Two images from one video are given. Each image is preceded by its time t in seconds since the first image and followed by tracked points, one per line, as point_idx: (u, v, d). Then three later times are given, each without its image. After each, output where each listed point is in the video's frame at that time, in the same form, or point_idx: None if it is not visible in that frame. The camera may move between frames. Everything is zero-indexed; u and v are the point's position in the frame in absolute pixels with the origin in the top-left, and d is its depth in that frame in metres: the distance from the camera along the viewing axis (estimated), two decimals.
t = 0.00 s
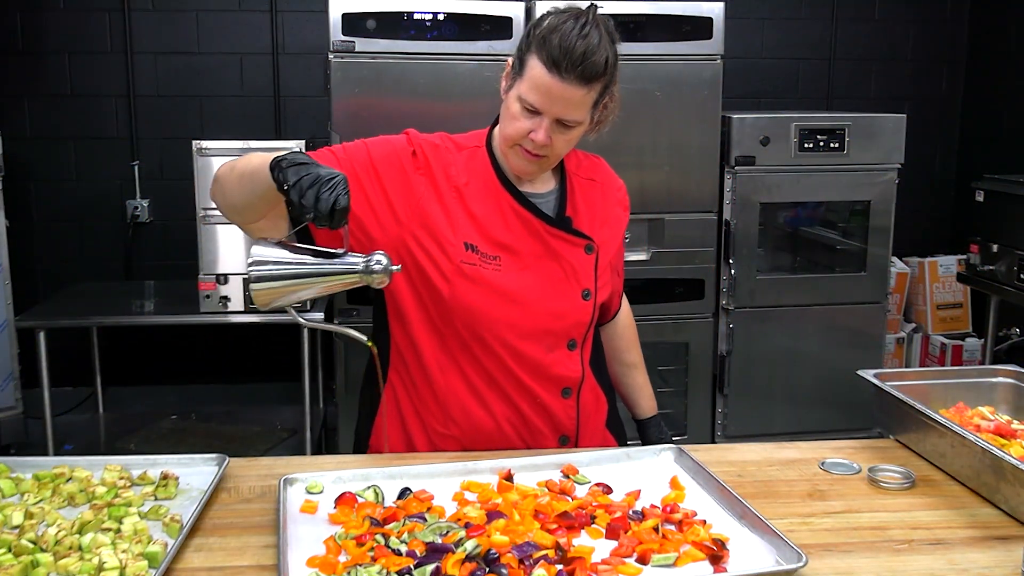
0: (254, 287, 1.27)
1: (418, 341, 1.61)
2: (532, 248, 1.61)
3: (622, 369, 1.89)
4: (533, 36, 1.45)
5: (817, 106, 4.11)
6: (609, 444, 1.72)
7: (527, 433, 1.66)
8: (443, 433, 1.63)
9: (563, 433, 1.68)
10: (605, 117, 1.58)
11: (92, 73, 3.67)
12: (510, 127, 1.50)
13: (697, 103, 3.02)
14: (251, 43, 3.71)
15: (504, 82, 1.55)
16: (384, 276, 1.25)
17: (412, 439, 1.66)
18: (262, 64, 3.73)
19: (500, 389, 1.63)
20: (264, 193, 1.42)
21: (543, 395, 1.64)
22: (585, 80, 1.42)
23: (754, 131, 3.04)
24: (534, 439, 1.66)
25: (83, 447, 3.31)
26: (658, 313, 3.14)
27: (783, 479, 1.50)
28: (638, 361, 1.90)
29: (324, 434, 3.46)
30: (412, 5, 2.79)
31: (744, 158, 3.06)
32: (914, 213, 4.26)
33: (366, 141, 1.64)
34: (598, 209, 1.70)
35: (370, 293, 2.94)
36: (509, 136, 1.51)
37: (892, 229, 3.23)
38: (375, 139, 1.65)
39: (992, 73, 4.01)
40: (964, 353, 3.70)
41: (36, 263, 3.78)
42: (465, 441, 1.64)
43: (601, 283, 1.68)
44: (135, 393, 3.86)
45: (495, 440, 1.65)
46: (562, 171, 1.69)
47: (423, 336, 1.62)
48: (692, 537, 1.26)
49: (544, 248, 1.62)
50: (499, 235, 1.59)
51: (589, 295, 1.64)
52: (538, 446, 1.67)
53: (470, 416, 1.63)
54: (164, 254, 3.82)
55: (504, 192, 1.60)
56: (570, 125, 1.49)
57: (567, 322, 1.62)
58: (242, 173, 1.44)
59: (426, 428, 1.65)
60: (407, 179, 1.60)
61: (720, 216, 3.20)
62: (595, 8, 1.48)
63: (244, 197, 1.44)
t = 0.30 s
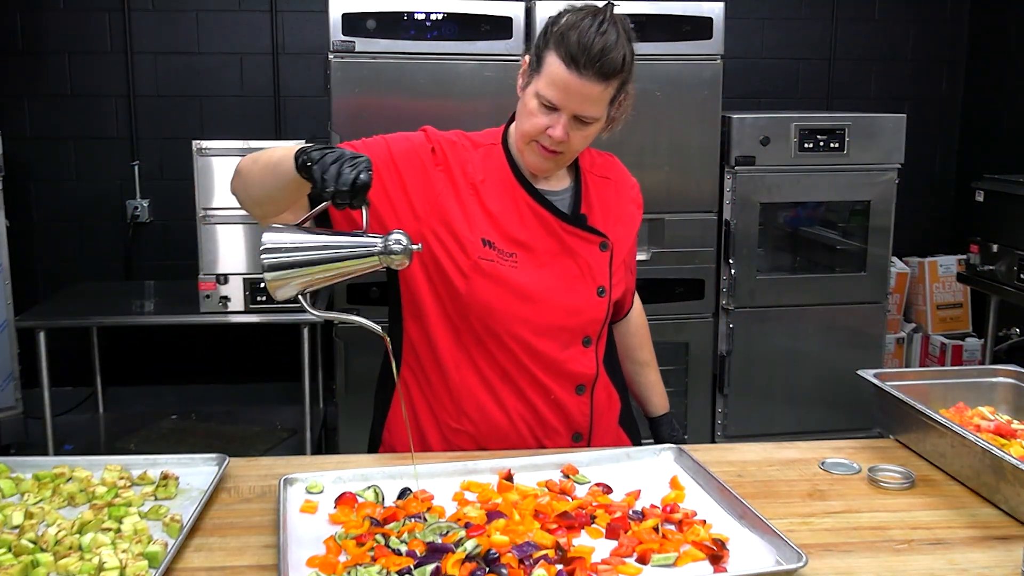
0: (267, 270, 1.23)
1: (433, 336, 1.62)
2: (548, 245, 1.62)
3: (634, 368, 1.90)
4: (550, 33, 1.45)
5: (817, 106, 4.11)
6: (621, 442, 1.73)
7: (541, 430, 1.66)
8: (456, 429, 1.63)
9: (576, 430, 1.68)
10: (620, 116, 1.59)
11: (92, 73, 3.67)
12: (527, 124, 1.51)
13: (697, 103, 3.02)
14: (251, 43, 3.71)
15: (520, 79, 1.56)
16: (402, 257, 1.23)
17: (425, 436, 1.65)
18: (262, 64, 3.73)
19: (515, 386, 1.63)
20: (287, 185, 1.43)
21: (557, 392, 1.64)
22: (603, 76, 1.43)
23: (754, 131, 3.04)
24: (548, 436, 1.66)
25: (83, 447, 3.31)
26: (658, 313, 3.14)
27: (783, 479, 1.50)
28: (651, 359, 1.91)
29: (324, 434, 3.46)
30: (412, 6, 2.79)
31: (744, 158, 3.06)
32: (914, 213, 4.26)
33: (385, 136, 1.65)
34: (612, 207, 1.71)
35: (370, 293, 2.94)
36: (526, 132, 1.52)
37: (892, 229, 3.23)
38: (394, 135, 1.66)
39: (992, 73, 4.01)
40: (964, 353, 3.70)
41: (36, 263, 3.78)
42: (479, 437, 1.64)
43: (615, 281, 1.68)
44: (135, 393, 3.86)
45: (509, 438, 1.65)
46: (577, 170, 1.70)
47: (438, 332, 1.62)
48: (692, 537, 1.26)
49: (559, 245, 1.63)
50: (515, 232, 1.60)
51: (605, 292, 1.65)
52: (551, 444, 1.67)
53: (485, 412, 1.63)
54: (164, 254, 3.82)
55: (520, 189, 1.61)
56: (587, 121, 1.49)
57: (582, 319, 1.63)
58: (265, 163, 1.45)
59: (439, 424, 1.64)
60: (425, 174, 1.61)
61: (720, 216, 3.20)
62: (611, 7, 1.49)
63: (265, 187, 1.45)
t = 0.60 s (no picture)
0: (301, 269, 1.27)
1: (455, 332, 1.61)
2: (569, 242, 1.62)
3: (647, 366, 1.91)
4: (577, 34, 1.45)
5: (817, 106, 4.11)
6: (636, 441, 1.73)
7: (559, 428, 1.66)
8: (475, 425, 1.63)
9: (594, 427, 1.68)
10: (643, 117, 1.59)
11: (93, 73, 3.67)
12: (551, 124, 1.51)
13: (697, 103, 3.02)
14: (251, 43, 3.71)
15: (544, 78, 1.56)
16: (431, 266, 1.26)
17: (444, 432, 1.64)
18: (262, 64, 3.73)
19: (536, 383, 1.63)
20: (315, 181, 1.46)
21: (577, 389, 1.64)
22: (630, 78, 1.43)
23: (754, 131, 3.04)
24: (567, 435, 1.66)
25: (83, 447, 3.31)
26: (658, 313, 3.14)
27: (783, 479, 1.50)
28: (664, 358, 1.91)
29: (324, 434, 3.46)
30: (412, 5, 2.79)
31: (744, 158, 3.06)
32: (914, 213, 4.26)
33: (406, 133, 1.65)
34: (632, 206, 1.71)
35: (370, 293, 2.94)
36: (550, 132, 1.52)
37: (892, 229, 3.23)
38: (415, 132, 1.65)
39: (992, 73, 4.01)
40: (964, 353, 3.70)
41: (36, 263, 3.78)
42: (498, 434, 1.64)
43: (634, 279, 1.69)
44: (135, 393, 3.87)
45: (527, 435, 1.65)
46: (596, 168, 1.70)
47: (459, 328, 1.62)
48: (692, 537, 1.26)
49: (581, 242, 1.63)
50: (538, 228, 1.60)
51: (625, 290, 1.66)
52: (570, 442, 1.67)
53: (504, 409, 1.63)
54: (164, 254, 3.82)
55: (542, 186, 1.61)
56: (612, 122, 1.49)
57: (603, 317, 1.63)
58: (291, 156, 1.46)
59: (459, 420, 1.64)
60: (447, 171, 1.61)
61: (720, 216, 3.20)
62: (637, 8, 1.49)
63: (292, 181, 1.47)
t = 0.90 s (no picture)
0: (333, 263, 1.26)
1: (474, 330, 1.61)
2: (590, 241, 1.63)
3: (665, 366, 1.91)
4: (600, 34, 1.45)
5: (817, 106, 4.11)
6: (653, 442, 1.73)
7: (576, 427, 1.66)
8: (492, 422, 1.63)
9: (611, 427, 1.68)
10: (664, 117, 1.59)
11: (93, 73, 3.67)
12: (573, 123, 1.51)
13: (697, 103, 3.02)
14: (251, 43, 3.71)
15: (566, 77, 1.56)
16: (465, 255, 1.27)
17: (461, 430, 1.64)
18: (262, 64, 3.73)
19: (554, 382, 1.63)
20: (344, 181, 1.44)
21: (595, 388, 1.65)
22: (653, 79, 1.43)
23: (754, 131, 3.04)
24: (584, 434, 1.67)
25: (83, 447, 3.31)
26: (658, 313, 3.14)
27: (783, 479, 1.50)
28: (682, 359, 1.91)
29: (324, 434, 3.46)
30: (412, 5, 2.80)
31: (744, 158, 3.06)
32: (914, 213, 4.26)
33: (427, 129, 1.64)
34: (651, 205, 1.71)
35: (370, 293, 2.95)
36: (571, 130, 1.52)
37: (892, 229, 3.23)
38: (436, 128, 1.64)
39: (992, 73, 4.01)
40: (964, 353, 3.70)
41: (36, 263, 3.78)
42: (515, 432, 1.64)
43: (653, 278, 1.70)
44: (135, 393, 3.87)
45: (544, 433, 1.65)
46: (616, 167, 1.70)
47: (479, 326, 1.62)
48: (692, 536, 1.26)
49: (601, 241, 1.63)
50: (559, 226, 1.61)
51: (644, 289, 1.66)
52: (586, 441, 1.68)
53: (522, 408, 1.63)
54: (165, 254, 3.82)
55: (563, 185, 1.62)
56: (633, 122, 1.49)
57: (623, 315, 1.64)
58: (320, 157, 1.43)
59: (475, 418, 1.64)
60: (469, 169, 1.61)
61: (720, 217, 3.20)
62: (660, 8, 1.48)
63: (323, 181, 1.44)
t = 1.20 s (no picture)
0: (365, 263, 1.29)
1: (492, 329, 1.62)
2: (609, 241, 1.63)
3: (682, 368, 1.91)
4: (624, 35, 1.45)
5: (817, 106, 4.11)
6: (672, 442, 1.73)
7: (595, 428, 1.67)
8: (510, 422, 1.64)
9: (629, 427, 1.69)
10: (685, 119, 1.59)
11: (93, 73, 3.67)
12: (595, 123, 1.51)
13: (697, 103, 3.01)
14: (251, 43, 3.71)
15: (588, 78, 1.56)
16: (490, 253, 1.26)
17: (479, 430, 1.64)
18: (262, 64, 3.73)
19: (572, 382, 1.63)
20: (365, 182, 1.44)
21: (613, 389, 1.65)
22: (676, 80, 1.43)
23: (754, 131, 3.04)
24: (602, 434, 1.67)
25: (83, 447, 3.31)
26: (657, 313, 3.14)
27: (783, 479, 1.50)
28: (699, 361, 1.92)
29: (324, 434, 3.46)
30: (412, 5, 2.80)
31: (744, 158, 3.06)
32: (914, 213, 4.26)
33: (447, 129, 1.63)
34: (670, 206, 1.71)
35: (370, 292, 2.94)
36: (593, 131, 1.52)
37: (892, 229, 3.23)
38: (455, 128, 1.64)
39: (992, 73, 4.01)
40: (964, 353, 3.70)
41: (36, 263, 3.78)
42: (533, 433, 1.64)
43: (672, 279, 1.70)
44: (135, 393, 3.87)
45: (562, 433, 1.65)
46: (636, 168, 1.70)
47: (497, 326, 1.62)
48: (692, 537, 1.26)
49: (620, 242, 1.63)
50: (578, 227, 1.61)
51: (663, 290, 1.66)
52: (605, 441, 1.68)
53: (541, 408, 1.64)
54: (165, 254, 3.82)
55: (583, 185, 1.62)
56: (655, 124, 1.49)
57: (641, 316, 1.64)
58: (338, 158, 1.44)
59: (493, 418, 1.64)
60: (489, 169, 1.61)
61: (720, 216, 3.20)
62: (684, 10, 1.48)
63: (340, 181, 1.45)
